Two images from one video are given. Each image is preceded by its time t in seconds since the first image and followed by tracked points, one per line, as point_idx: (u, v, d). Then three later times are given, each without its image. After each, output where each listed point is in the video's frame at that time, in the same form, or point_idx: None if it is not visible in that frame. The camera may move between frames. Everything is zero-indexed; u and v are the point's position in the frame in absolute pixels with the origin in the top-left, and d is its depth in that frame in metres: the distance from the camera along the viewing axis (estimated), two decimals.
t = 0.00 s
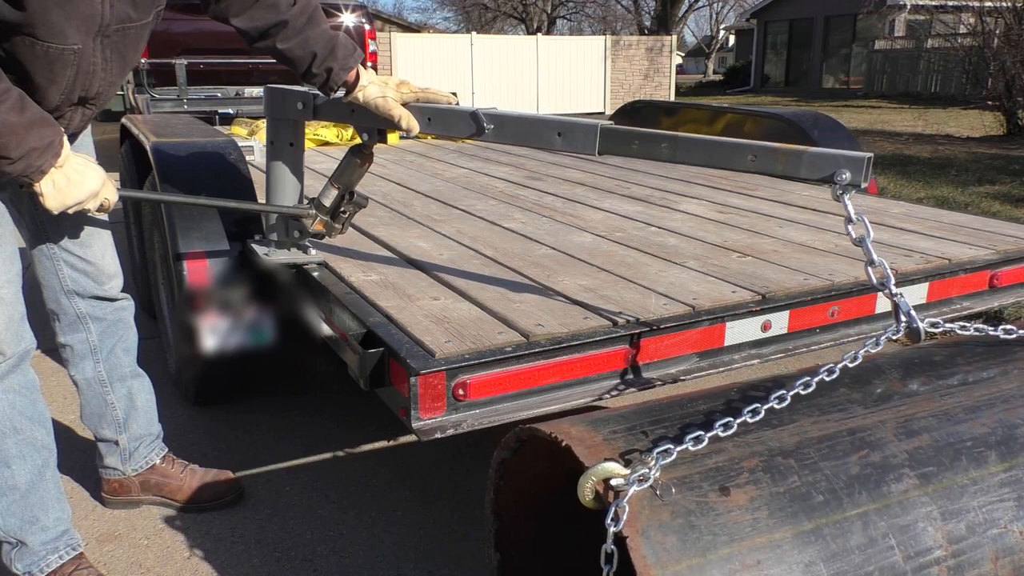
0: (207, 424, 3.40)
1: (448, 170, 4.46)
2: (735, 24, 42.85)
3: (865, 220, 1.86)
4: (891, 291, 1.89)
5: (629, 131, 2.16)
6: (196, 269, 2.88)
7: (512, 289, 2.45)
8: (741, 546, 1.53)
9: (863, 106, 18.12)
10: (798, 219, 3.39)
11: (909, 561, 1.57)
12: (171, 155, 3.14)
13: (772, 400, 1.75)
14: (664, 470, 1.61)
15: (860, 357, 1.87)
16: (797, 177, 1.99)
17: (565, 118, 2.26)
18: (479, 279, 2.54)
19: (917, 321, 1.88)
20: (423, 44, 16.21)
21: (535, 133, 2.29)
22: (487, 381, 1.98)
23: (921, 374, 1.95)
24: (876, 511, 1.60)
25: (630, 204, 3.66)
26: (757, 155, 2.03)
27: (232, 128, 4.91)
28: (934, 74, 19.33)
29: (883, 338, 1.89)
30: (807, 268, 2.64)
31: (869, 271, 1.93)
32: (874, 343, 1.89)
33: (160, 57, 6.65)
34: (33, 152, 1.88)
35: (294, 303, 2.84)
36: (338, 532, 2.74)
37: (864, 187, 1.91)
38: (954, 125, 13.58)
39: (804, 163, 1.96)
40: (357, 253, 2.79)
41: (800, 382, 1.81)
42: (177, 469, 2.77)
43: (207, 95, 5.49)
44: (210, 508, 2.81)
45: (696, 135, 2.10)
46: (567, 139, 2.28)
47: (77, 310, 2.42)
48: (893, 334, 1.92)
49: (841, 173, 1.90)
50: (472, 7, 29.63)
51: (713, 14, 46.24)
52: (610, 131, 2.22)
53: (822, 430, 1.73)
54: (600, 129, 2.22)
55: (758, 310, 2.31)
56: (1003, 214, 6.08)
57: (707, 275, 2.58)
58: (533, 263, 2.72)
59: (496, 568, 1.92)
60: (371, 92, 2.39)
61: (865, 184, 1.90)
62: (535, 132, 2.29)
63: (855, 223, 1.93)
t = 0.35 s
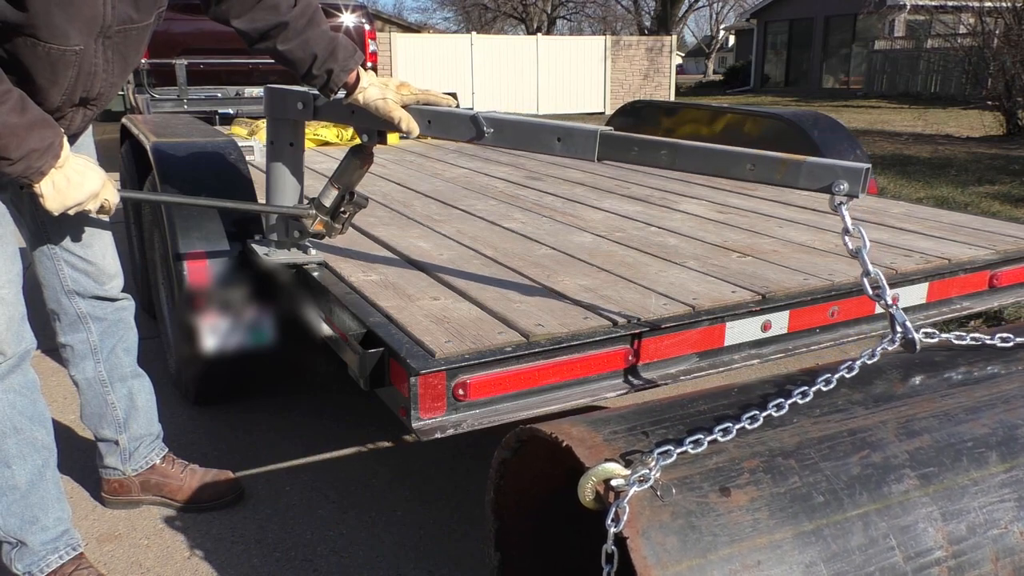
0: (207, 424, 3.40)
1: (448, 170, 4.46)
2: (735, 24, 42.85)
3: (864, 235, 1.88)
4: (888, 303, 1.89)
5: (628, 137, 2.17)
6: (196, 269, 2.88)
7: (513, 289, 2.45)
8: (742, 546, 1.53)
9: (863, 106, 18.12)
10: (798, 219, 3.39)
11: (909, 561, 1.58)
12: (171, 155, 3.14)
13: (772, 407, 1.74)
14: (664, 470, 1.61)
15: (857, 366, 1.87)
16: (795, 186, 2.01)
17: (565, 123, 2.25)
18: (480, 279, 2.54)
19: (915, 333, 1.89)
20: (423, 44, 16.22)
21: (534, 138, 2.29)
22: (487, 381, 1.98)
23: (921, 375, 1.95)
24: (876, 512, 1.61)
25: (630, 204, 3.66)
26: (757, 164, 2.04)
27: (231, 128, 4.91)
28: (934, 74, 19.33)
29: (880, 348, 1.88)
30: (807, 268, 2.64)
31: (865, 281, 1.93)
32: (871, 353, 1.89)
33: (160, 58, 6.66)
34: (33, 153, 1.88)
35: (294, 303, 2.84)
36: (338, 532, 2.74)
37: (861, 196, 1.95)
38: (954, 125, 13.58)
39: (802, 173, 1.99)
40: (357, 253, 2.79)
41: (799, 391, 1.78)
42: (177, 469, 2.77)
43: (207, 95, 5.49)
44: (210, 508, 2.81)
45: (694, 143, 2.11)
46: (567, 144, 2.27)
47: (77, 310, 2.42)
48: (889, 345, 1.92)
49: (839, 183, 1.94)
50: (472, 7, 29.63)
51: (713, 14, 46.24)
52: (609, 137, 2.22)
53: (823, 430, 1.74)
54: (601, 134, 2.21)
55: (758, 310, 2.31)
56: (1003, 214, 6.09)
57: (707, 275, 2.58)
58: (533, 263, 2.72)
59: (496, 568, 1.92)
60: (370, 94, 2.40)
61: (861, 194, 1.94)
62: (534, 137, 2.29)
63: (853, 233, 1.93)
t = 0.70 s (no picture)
0: (207, 424, 3.40)
1: (448, 170, 4.46)
2: (735, 24, 42.85)
3: (859, 237, 1.88)
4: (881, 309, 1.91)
5: (628, 140, 2.17)
6: (196, 269, 2.89)
7: (512, 289, 2.46)
8: (736, 538, 1.53)
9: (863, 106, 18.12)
10: (797, 220, 3.40)
11: (903, 554, 1.58)
12: (171, 155, 3.14)
13: (763, 407, 1.76)
14: (657, 465, 1.62)
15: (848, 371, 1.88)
16: (795, 190, 2.02)
17: (565, 125, 2.25)
18: (480, 280, 2.54)
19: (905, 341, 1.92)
20: (423, 44, 16.23)
21: (534, 139, 2.28)
22: (487, 381, 1.98)
23: (917, 373, 1.95)
24: (870, 504, 1.61)
25: (630, 204, 3.66)
26: (756, 168, 2.04)
27: (232, 128, 4.92)
28: (934, 75, 19.34)
29: (871, 354, 1.91)
30: (807, 268, 2.64)
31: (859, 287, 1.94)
32: (862, 359, 1.91)
33: (161, 58, 6.66)
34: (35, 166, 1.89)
35: (294, 303, 2.84)
36: (338, 532, 2.74)
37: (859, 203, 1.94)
38: (954, 125, 13.57)
39: (801, 177, 2.00)
40: (357, 253, 2.79)
41: (791, 394, 1.81)
42: (177, 469, 2.77)
43: (208, 95, 5.50)
44: (210, 507, 2.81)
45: (695, 146, 2.12)
46: (567, 146, 2.26)
47: (77, 309, 2.43)
48: (881, 352, 1.93)
49: (837, 187, 1.94)
50: (472, 7, 29.63)
51: (713, 14, 46.24)
52: (609, 139, 2.23)
53: (816, 425, 1.74)
54: (600, 137, 2.22)
55: (757, 310, 2.31)
56: (1003, 214, 6.09)
57: (707, 275, 2.59)
58: (533, 263, 2.72)
59: (494, 568, 1.92)
60: (370, 94, 2.39)
61: (859, 199, 1.93)
62: (534, 138, 2.28)
63: (848, 238, 1.93)
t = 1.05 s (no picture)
0: (207, 424, 3.40)
1: (448, 170, 4.46)
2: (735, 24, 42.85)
3: (854, 238, 1.89)
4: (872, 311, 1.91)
5: (628, 140, 2.17)
6: (196, 269, 2.89)
7: (512, 289, 2.46)
8: (730, 530, 1.53)
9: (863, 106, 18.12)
10: (798, 220, 3.40)
11: (897, 545, 1.58)
12: (171, 154, 3.14)
13: (755, 403, 1.75)
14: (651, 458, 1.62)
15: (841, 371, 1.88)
16: (794, 190, 2.02)
17: (565, 125, 2.24)
18: (480, 279, 2.54)
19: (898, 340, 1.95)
20: (423, 44, 16.23)
21: (534, 139, 2.28)
22: (487, 381, 1.98)
23: (911, 370, 1.95)
24: (863, 496, 1.61)
25: (630, 204, 3.66)
26: (756, 168, 2.04)
27: (232, 128, 4.92)
28: (934, 75, 19.34)
29: (865, 355, 1.91)
30: (807, 269, 2.64)
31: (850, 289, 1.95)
32: (855, 360, 1.91)
33: (161, 57, 6.67)
34: (42, 172, 1.89)
35: (294, 303, 2.84)
36: (338, 532, 2.74)
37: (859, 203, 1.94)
38: (954, 125, 13.57)
39: (801, 178, 2.00)
40: (357, 253, 2.79)
41: (784, 390, 1.81)
42: (177, 469, 2.76)
43: (207, 94, 5.50)
44: (210, 507, 2.81)
45: (695, 146, 2.12)
46: (568, 146, 2.26)
47: (77, 310, 2.43)
48: (874, 353, 1.93)
49: (837, 187, 1.94)
50: (472, 7, 29.62)
51: (713, 14, 46.24)
52: (609, 140, 2.22)
53: (808, 420, 1.75)
54: (601, 137, 2.21)
55: (758, 310, 2.31)
56: (1004, 214, 6.08)
57: (707, 275, 2.58)
58: (533, 263, 2.72)
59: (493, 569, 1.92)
60: (370, 93, 2.38)
61: (859, 199, 1.93)
62: (534, 138, 2.28)
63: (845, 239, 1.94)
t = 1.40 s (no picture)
0: (207, 424, 3.40)
1: (448, 170, 4.46)
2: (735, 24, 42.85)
3: (851, 238, 1.89)
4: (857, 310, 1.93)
5: (628, 139, 2.17)
6: (196, 269, 2.89)
7: (511, 289, 2.46)
8: (720, 517, 1.53)
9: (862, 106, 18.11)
10: (797, 220, 3.40)
11: (887, 533, 1.58)
12: (171, 154, 3.14)
13: (745, 396, 1.76)
14: (641, 449, 1.62)
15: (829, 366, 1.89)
16: (794, 190, 2.02)
17: (565, 125, 2.24)
18: (480, 280, 2.54)
19: (886, 336, 1.95)
20: (422, 44, 16.24)
21: (534, 139, 2.28)
22: (487, 381, 1.98)
23: (903, 365, 1.96)
24: (852, 485, 1.61)
25: (630, 204, 3.66)
26: (756, 168, 2.04)
27: (232, 128, 4.92)
28: (934, 75, 19.33)
29: (854, 352, 1.92)
30: (807, 269, 2.64)
31: (836, 288, 1.97)
32: (844, 356, 1.92)
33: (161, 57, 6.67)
34: (53, 156, 1.88)
35: (294, 303, 2.84)
36: (338, 532, 2.74)
37: (859, 203, 1.95)
38: (954, 125, 13.58)
39: (801, 177, 2.00)
40: (357, 253, 2.79)
41: (773, 384, 1.82)
42: (177, 469, 2.76)
43: (207, 94, 5.50)
44: (210, 507, 2.82)
45: (695, 146, 2.12)
46: (567, 146, 2.26)
47: (75, 311, 2.43)
48: (862, 351, 1.94)
49: (838, 187, 1.94)
50: (472, 7, 29.62)
51: (713, 15, 46.24)
52: (610, 140, 2.22)
53: (797, 412, 1.75)
54: (601, 137, 2.21)
55: (758, 310, 2.31)
56: (1004, 214, 6.08)
57: (707, 275, 2.58)
58: (533, 263, 2.72)
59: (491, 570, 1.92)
60: (365, 69, 2.38)
61: (860, 199, 1.94)
62: (535, 138, 2.28)
63: (840, 239, 1.95)
